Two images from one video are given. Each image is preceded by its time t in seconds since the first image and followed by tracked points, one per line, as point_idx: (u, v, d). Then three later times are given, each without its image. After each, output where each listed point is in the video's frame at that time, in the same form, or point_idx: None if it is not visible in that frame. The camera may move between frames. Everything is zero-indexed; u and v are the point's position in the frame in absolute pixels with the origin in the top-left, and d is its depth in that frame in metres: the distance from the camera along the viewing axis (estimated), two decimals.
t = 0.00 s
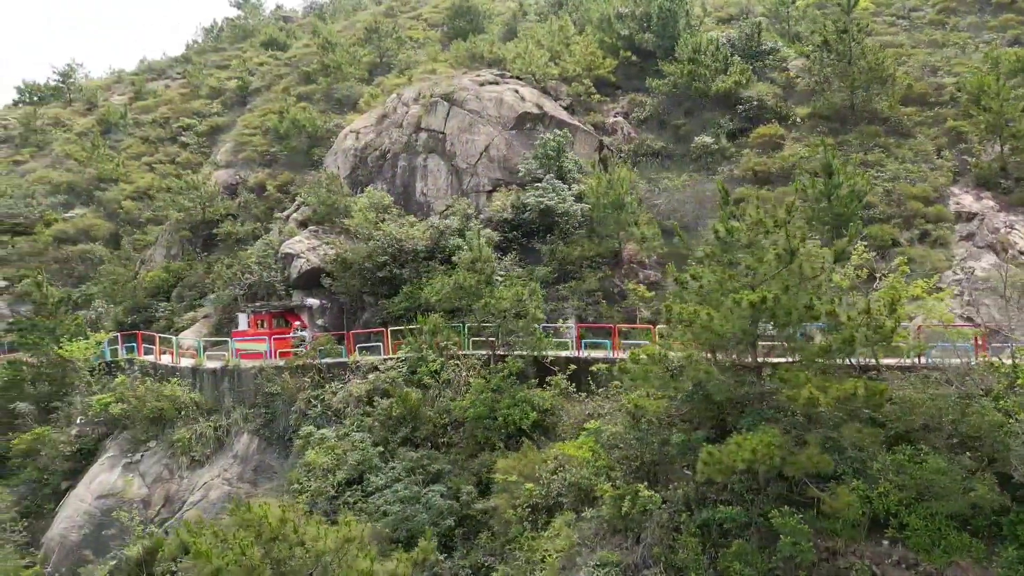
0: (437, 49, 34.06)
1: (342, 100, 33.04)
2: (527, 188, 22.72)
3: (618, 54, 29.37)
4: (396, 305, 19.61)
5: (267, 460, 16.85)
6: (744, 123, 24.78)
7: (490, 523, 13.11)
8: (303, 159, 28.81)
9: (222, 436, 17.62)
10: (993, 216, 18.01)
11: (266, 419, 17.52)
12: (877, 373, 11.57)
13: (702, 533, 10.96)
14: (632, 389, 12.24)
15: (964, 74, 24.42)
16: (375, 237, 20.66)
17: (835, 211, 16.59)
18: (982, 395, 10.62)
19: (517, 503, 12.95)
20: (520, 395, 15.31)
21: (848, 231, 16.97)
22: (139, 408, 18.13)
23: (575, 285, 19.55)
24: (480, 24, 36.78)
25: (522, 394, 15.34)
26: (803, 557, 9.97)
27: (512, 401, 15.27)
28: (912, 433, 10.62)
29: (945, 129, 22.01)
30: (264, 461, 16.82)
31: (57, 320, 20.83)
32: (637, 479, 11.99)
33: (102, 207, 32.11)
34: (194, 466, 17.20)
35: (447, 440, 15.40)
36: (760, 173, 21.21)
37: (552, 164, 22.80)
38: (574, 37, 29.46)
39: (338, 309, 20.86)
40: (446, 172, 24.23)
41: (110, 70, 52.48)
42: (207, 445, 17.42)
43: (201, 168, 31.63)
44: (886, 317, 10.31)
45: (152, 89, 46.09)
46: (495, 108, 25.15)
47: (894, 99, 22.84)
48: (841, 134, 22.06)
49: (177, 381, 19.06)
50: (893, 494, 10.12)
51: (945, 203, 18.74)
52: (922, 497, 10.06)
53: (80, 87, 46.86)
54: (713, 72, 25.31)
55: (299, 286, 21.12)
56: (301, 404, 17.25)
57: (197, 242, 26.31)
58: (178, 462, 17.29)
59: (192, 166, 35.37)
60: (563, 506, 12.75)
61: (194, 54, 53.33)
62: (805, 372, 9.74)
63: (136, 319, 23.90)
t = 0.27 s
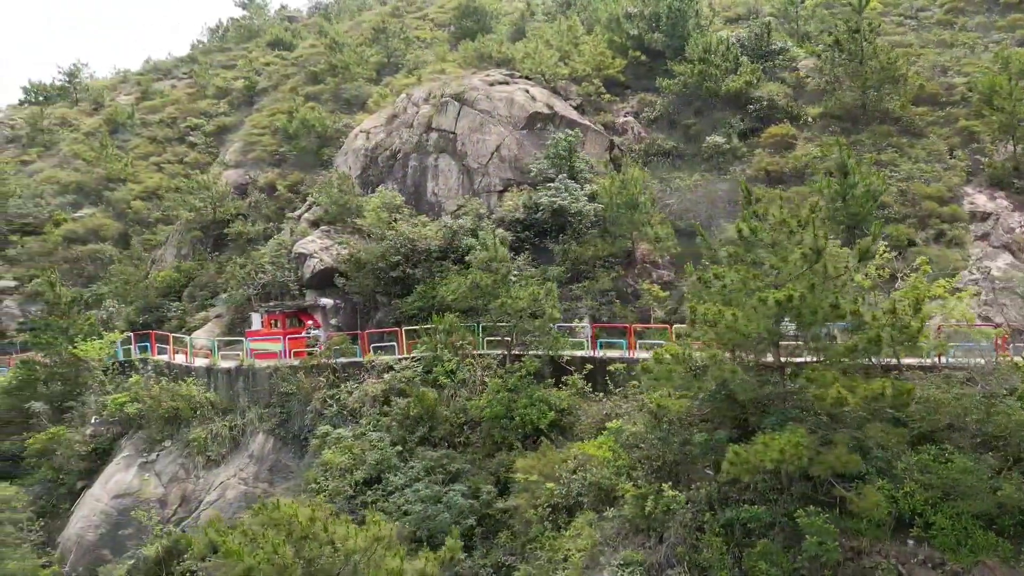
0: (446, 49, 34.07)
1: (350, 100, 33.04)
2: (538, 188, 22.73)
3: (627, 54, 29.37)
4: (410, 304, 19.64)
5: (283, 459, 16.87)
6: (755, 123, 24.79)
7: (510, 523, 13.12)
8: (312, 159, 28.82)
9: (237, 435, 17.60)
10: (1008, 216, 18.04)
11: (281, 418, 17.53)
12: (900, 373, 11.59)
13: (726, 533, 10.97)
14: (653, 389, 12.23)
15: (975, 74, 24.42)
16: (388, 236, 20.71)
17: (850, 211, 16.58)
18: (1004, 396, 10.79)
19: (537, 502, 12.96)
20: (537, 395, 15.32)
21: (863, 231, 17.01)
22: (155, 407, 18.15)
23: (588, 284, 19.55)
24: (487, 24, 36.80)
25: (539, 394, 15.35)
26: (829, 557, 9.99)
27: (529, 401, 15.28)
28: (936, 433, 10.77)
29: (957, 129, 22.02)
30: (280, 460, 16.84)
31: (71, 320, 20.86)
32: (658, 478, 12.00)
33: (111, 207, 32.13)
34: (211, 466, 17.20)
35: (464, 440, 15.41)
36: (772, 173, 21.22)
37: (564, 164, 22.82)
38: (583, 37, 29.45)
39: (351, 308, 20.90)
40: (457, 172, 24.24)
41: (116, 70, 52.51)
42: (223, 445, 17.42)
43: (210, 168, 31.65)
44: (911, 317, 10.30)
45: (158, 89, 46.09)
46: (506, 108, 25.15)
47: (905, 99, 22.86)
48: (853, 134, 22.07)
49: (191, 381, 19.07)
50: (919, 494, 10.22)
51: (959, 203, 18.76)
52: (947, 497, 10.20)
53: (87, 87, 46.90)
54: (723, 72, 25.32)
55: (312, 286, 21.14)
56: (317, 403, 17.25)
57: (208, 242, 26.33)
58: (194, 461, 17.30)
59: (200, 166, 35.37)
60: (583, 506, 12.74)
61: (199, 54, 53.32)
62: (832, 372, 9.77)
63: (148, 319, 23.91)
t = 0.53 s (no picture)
0: (454, 48, 34.04)
1: (359, 100, 33.01)
2: (550, 188, 22.73)
3: (636, 54, 29.37)
4: (423, 304, 19.66)
5: (299, 460, 16.89)
6: (766, 123, 24.77)
7: (530, 522, 13.12)
8: (322, 158, 28.83)
9: (253, 435, 17.63)
10: None
11: (297, 418, 17.52)
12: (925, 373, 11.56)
13: (751, 532, 10.95)
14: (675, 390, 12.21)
15: (988, 74, 24.35)
16: (402, 237, 20.79)
17: (868, 211, 16.53)
18: None
19: (558, 502, 12.95)
20: (554, 395, 15.31)
21: (879, 231, 16.95)
22: (170, 407, 18.18)
23: (601, 284, 19.55)
24: (495, 24, 36.80)
25: (556, 394, 15.35)
26: (856, 557, 9.97)
27: (546, 401, 15.28)
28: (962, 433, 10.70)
29: (970, 129, 21.94)
30: (296, 460, 16.85)
31: (84, 320, 20.89)
32: (679, 478, 12.01)
33: (120, 207, 32.17)
34: (226, 466, 17.20)
35: (481, 440, 15.42)
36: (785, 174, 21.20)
37: (576, 164, 22.82)
38: (594, 37, 29.43)
39: (364, 308, 20.93)
40: (469, 172, 24.23)
41: (122, 70, 52.53)
42: (238, 444, 17.43)
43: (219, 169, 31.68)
44: (937, 316, 10.27)
45: (165, 89, 46.14)
46: (517, 108, 25.16)
47: (919, 99, 22.79)
48: (867, 134, 22.01)
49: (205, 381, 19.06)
50: (945, 494, 10.16)
51: (975, 203, 18.70)
52: (976, 496, 10.09)
53: (93, 87, 46.93)
54: (735, 72, 25.29)
55: (325, 286, 21.15)
56: (333, 403, 17.25)
57: (218, 241, 26.34)
58: (210, 461, 17.29)
59: (208, 166, 35.41)
60: (604, 506, 12.70)
61: (205, 54, 53.34)
62: (859, 372, 9.77)
63: (159, 319, 23.92)
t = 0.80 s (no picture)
0: (462, 48, 34.06)
1: (366, 99, 33.04)
2: (561, 187, 22.73)
3: (645, 54, 29.38)
4: (435, 304, 19.66)
5: (313, 459, 16.90)
6: (776, 123, 24.78)
7: (548, 522, 13.12)
8: (331, 158, 28.85)
9: (266, 435, 17.64)
10: None
11: (311, 418, 17.52)
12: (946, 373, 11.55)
13: (773, 532, 10.94)
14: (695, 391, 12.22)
15: (998, 74, 24.35)
16: (414, 237, 20.82)
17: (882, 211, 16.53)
18: None
19: (576, 502, 12.95)
20: (569, 395, 15.31)
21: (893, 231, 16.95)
22: (183, 407, 18.18)
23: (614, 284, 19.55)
24: (501, 24, 36.79)
25: (571, 394, 15.35)
26: (880, 557, 9.97)
27: (562, 401, 15.28)
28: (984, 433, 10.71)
29: (982, 129, 21.93)
30: (310, 459, 16.86)
31: (96, 320, 20.92)
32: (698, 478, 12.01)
33: (127, 207, 32.17)
34: (240, 465, 17.22)
35: (496, 440, 15.42)
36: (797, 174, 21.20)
37: (586, 164, 22.82)
38: (602, 37, 29.44)
39: (376, 308, 20.98)
40: (479, 172, 24.24)
41: (127, 70, 52.53)
42: (251, 444, 17.43)
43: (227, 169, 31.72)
44: (961, 316, 10.27)
45: (171, 89, 46.17)
46: (526, 108, 25.17)
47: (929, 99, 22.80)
48: (878, 134, 22.01)
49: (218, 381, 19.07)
50: (968, 494, 10.17)
51: (988, 203, 18.70)
52: (999, 497, 10.12)
53: (99, 87, 46.95)
54: (744, 72, 25.30)
55: (337, 286, 21.18)
56: (347, 403, 17.25)
57: (228, 241, 26.35)
58: (223, 461, 17.30)
59: (216, 166, 35.44)
60: (623, 506, 12.69)
61: (209, 54, 53.37)
62: (884, 371, 9.74)
63: (169, 319, 23.94)
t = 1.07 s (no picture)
0: (469, 48, 34.06)
1: (374, 99, 33.04)
2: (571, 187, 22.73)
3: (653, 54, 29.37)
4: (447, 304, 19.67)
5: (327, 458, 16.90)
6: (786, 123, 24.77)
7: (566, 522, 13.11)
8: (339, 158, 28.86)
9: (280, 435, 17.64)
10: None
11: (324, 417, 17.52)
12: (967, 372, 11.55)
13: (794, 532, 10.94)
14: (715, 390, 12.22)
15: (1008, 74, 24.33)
16: (425, 236, 20.84)
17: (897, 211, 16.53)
18: None
19: (595, 501, 12.94)
20: (585, 394, 15.30)
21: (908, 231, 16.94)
22: (197, 406, 18.24)
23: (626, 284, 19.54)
24: (508, 23, 36.78)
25: (587, 394, 15.35)
26: (903, 557, 9.98)
27: (578, 400, 15.27)
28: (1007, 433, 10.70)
29: (992, 129, 21.93)
30: (324, 459, 16.86)
31: (107, 320, 20.91)
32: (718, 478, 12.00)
33: (135, 207, 32.19)
34: (254, 465, 17.22)
35: (512, 440, 15.42)
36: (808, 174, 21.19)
37: (597, 163, 22.82)
38: (611, 37, 29.43)
39: (387, 308, 21.03)
40: (489, 172, 24.24)
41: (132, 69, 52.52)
42: (265, 443, 17.43)
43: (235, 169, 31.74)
44: (985, 316, 10.26)
45: (176, 89, 46.17)
46: (536, 108, 25.16)
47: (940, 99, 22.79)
48: (889, 134, 22.00)
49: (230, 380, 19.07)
50: (991, 494, 10.18)
51: (1001, 203, 18.70)
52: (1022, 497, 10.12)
53: (104, 87, 46.95)
54: (753, 72, 25.29)
55: (349, 285, 21.19)
56: (361, 403, 17.24)
57: (237, 241, 26.36)
58: (237, 461, 17.30)
59: (223, 166, 35.45)
60: (642, 505, 12.69)
61: (214, 54, 53.36)
62: (909, 371, 9.77)
63: (180, 318, 23.95)
